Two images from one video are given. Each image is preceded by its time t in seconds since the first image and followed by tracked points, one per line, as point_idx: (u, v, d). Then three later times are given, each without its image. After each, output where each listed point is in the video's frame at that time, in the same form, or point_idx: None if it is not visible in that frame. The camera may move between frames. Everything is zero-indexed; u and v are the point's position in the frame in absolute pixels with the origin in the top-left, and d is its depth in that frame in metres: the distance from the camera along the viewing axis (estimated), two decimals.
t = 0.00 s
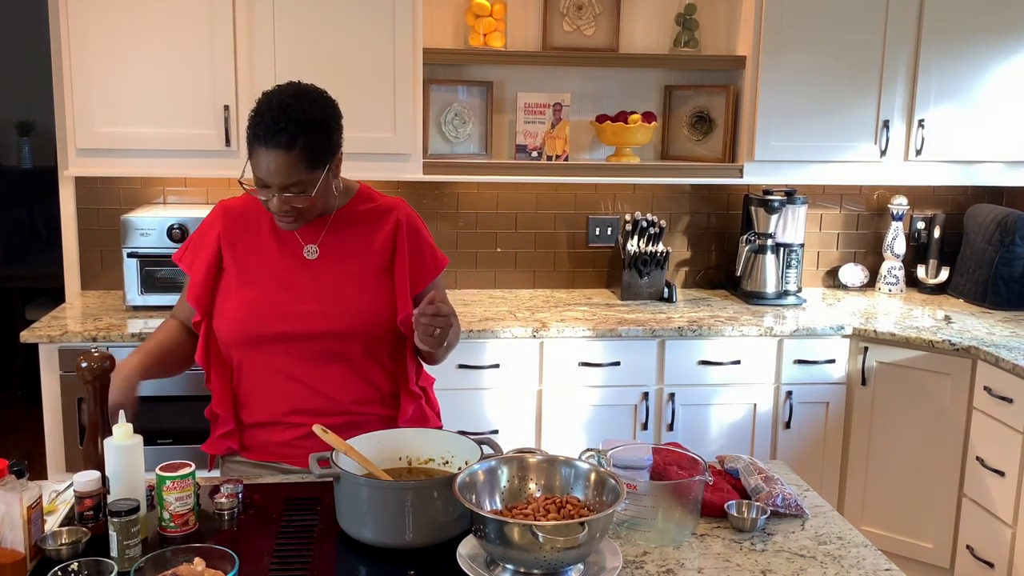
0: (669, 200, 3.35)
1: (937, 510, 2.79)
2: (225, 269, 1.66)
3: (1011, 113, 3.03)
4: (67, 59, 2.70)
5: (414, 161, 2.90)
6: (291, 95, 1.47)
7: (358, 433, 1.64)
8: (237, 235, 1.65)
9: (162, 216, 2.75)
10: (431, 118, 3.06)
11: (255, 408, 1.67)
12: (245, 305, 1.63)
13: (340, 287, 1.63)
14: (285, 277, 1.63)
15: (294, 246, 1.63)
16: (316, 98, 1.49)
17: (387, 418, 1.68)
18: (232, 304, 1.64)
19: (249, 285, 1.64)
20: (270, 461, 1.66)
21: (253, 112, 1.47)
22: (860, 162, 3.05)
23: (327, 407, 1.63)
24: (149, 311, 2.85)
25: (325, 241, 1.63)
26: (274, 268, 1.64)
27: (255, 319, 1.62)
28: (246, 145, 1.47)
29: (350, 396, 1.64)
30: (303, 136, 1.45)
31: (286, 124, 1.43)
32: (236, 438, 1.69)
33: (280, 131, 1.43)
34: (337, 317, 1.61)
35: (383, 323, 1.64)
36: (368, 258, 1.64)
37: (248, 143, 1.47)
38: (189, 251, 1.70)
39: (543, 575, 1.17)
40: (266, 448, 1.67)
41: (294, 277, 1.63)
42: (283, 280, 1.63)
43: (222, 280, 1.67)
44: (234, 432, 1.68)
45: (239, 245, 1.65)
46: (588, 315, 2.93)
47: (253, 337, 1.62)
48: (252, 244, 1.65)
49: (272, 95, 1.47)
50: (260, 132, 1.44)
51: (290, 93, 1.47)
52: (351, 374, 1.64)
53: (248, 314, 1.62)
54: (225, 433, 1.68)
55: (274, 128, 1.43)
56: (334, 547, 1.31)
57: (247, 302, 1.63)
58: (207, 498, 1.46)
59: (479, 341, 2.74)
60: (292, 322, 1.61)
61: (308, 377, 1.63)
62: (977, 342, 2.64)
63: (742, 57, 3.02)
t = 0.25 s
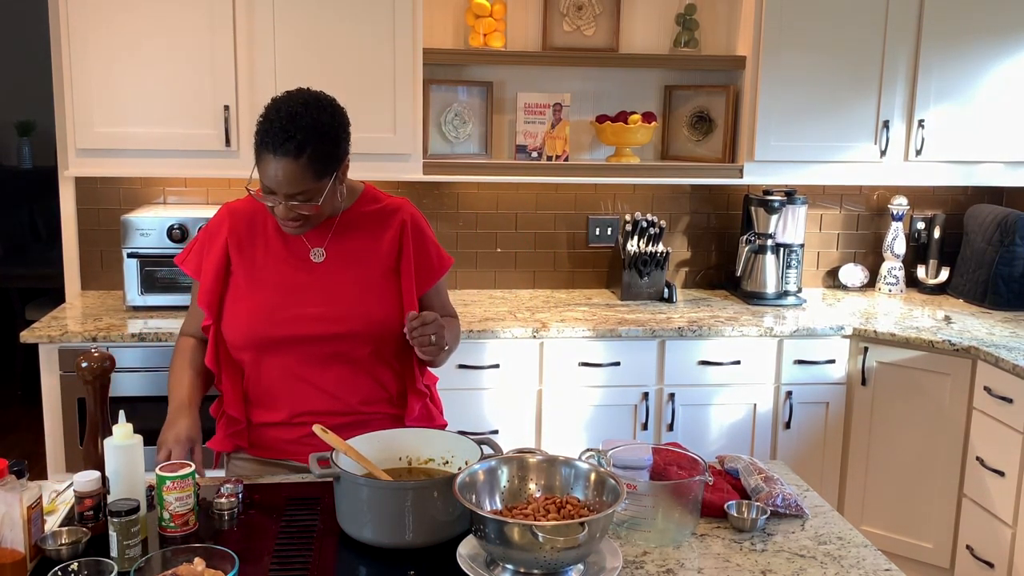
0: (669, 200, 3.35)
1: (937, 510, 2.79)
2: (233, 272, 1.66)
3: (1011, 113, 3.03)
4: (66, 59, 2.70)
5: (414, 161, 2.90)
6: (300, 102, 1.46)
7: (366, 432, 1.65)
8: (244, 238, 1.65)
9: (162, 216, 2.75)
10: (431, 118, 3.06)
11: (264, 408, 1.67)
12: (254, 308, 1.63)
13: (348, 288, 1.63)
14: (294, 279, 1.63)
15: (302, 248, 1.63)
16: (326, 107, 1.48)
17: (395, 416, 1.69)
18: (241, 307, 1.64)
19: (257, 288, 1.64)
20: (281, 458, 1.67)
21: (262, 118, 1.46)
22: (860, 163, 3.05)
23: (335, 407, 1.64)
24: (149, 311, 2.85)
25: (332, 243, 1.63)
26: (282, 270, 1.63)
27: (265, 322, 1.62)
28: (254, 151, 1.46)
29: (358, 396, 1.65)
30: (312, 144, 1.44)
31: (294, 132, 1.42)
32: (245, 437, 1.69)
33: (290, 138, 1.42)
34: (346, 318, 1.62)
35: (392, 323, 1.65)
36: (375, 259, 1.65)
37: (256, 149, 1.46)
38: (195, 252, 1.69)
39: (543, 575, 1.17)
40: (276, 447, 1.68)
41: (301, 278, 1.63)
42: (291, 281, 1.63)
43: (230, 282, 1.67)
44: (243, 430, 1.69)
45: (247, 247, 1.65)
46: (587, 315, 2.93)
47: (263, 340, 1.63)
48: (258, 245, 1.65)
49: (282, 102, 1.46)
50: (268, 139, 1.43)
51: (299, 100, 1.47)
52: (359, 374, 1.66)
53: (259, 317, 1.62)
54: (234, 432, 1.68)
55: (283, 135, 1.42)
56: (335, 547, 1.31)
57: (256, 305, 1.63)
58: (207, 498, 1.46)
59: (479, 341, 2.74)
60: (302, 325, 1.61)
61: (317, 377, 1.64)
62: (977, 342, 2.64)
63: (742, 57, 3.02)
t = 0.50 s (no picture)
0: (669, 200, 3.35)
1: (937, 510, 2.79)
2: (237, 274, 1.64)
3: (1011, 113, 3.03)
4: (66, 58, 2.70)
5: (414, 161, 2.90)
6: (304, 105, 1.46)
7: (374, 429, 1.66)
8: (247, 240, 1.62)
9: (162, 216, 2.75)
10: (431, 118, 3.06)
11: (272, 407, 1.67)
12: (260, 310, 1.62)
13: (355, 289, 1.63)
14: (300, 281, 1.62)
15: (307, 248, 1.62)
16: (330, 110, 1.48)
17: (401, 413, 1.70)
18: (247, 310, 1.63)
19: (262, 290, 1.63)
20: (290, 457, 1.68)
21: (266, 120, 1.46)
22: (860, 163, 3.05)
23: (343, 407, 1.65)
24: (149, 311, 2.85)
25: (337, 243, 1.62)
26: (287, 271, 1.63)
27: (271, 325, 1.61)
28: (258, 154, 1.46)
29: (365, 395, 1.66)
30: (317, 148, 1.44)
31: (299, 134, 1.42)
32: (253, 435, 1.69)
33: (294, 142, 1.42)
34: (352, 319, 1.62)
35: (398, 322, 1.66)
36: (380, 259, 1.65)
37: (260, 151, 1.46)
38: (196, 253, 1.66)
39: (543, 575, 1.17)
40: (285, 445, 1.68)
41: (307, 278, 1.63)
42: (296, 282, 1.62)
43: (234, 284, 1.65)
44: (252, 428, 1.68)
45: (250, 248, 1.63)
46: (587, 315, 2.93)
47: (271, 342, 1.62)
48: (262, 245, 1.63)
49: (286, 105, 1.46)
50: (273, 141, 1.43)
51: (304, 102, 1.46)
52: (365, 373, 1.66)
53: (265, 320, 1.61)
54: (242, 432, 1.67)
55: (287, 139, 1.42)
56: (335, 547, 1.31)
57: (262, 307, 1.62)
58: (207, 498, 1.46)
59: (479, 341, 2.74)
60: (310, 327, 1.61)
61: (324, 378, 1.64)
62: (977, 342, 2.64)
63: (742, 57, 3.02)
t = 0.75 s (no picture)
0: (669, 200, 3.35)
1: (937, 510, 2.79)
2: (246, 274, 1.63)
3: (1011, 113, 3.03)
4: (66, 58, 2.70)
5: (414, 161, 2.90)
6: (315, 96, 1.47)
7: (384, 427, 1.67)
8: (256, 240, 1.61)
9: (162, 216, 2.75)
10: (431, 118, 3.06)
11: (283, 407, 1.67)
12: (271, 310, 1.61)
13: (365, 288, 1.63)
14: (310, 280, 1.62)
15: (316, 248, 1.62)
16: (340, 99, 1.49)
17: (411, 409, 1.71)
18: (257, 310, 1.62)
19: (272, 290, 1.62)
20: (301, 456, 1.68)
21: (278, 112, 1.45)
22: (860, 163, 3.05)
23: (355, 405, 1.65)
24: (149, 311, 2.85)
25: (346, 242, 1.62)
26: (297, 270, 1.62)
27: (283, 325, 1.60)
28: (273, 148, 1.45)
29: (376, 392, 1.67)
30: (332, 134, 1.44)
31: (315, 121, 1.42)
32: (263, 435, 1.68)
33: (309, 130, 1.42)
34: (364, 317, 1.62)
35: (408, 320, 1.66)
36: (389, 258, 1.65)
37: (273, 143, 1.45)
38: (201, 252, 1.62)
39: (543, 575, 1.17)
40: (297, 445, 1.68)
41: (317, 277, 1.62)
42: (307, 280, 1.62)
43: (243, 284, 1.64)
44: (262, 429, 1.67)
45: (259, 248, 1.61)
46: (587, 315, 2.93)
47: (282, 342, 1.61)
48: (271, 244, 1.61)
49: (296, 98, 1.46)
50: (288, 129, 1.42)
51: (315, 94, 1.47)
52: (376, 371, 1.67)
53: (277, 320, 1.60)
54: (252, 433, 1.66)
55: (302, 126, 1.41)
56: (335, 547, 1.31)
57: (273, 307, 1.61)
58: (207, 498, 1.46)
59: (479, 342, 2.74)
60: (322, 326, 1.61)
61: (335, 375, 1.64)
62: (977, 342, 2.64)
63: (742, 57, 3.02)
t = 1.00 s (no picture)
0: (669, 200, 3.35)
1: (937, 510, 2.79)
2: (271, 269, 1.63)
3: (1011, 113, 3.03)
4: (66, 59, 2.70)
5: (414, 162, 2.90)
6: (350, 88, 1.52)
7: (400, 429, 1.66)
8: (282, 236, 1.62)
9: (162, 216, 2.74)
10: (431, 118, 3.06)
11: (299, 405, 1.66)
12: (295, 305, 1.61)
13: (390, 285, 1.63)
14: (334, 276, 1.62)
15: (341, 244, 1.62)
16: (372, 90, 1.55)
17: (426, 414, 1.70)
18: (281, 305, 1.62)
19: (297, 285, 1.62)
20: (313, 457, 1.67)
21: (315, 106, 1.49)
22: (860, 163, 3.05)
23: (374, 404, 1.65)
24: (149, 311, 2.85)
25: (371, 240, 1.62)
26: (321, 266, 1.62)
27: (306, 320, 1.60)
28: (316, 139, 1.48)
29: (395, 393, 1.66)
30: (374, 119, 1.49)
31: (359, 108, 1.47)
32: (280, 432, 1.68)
33: (355, 114, 1.46)
34: (387, 314, 1.62)
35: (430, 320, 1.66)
36: (413, 257, 1.66)
37: (315, 136, 1.48)
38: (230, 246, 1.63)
39: (542, 574, 1.17)
40: (311, 444, 1.67)
41: (341, 274, 1.62)
42: (331, 277, 1.62)
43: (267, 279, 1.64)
44: (277, 426, 1.67)
45: (285, 243, 1.62)
46: (587, 315, 2.93)
47: (305, 338, 1.61)
48: (297, 240, 1.63)
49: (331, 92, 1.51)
50: (333, 119, 1.45)
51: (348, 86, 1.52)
52: (396, 370, 1.66)
53: (300, 315, 1.61)
54: (266, 431, 1.66)
55: (348, 111, 1.46)
56: (335, 546, 1.31)
57: (297, 302, 1.61)
58: (207, 498, 1.46)
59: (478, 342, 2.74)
60: (345, 322, 1.60)
61: (357, 374, 1.64)
62: (977, 342, 2.64)
63: (742, 58, 3.02)
